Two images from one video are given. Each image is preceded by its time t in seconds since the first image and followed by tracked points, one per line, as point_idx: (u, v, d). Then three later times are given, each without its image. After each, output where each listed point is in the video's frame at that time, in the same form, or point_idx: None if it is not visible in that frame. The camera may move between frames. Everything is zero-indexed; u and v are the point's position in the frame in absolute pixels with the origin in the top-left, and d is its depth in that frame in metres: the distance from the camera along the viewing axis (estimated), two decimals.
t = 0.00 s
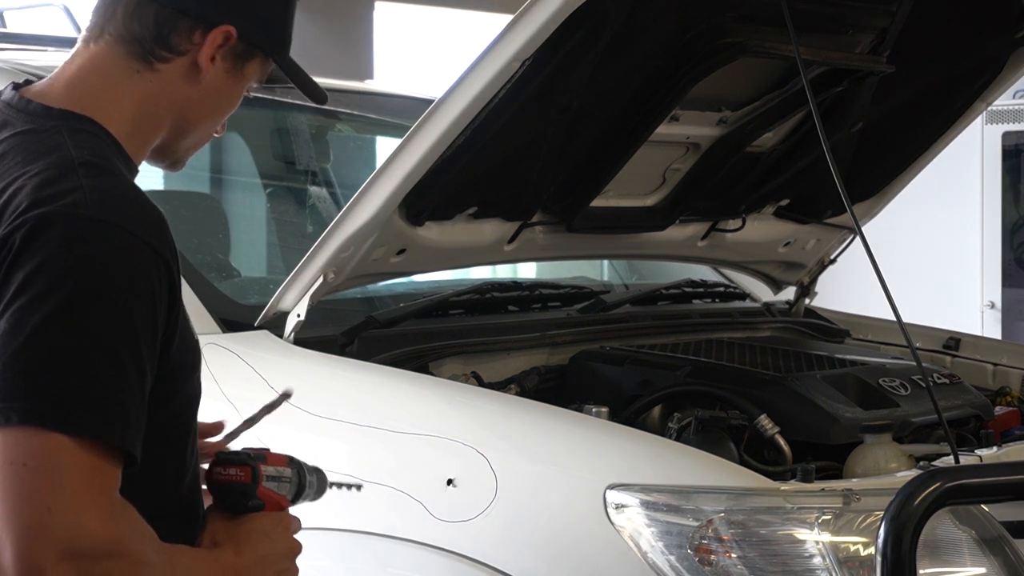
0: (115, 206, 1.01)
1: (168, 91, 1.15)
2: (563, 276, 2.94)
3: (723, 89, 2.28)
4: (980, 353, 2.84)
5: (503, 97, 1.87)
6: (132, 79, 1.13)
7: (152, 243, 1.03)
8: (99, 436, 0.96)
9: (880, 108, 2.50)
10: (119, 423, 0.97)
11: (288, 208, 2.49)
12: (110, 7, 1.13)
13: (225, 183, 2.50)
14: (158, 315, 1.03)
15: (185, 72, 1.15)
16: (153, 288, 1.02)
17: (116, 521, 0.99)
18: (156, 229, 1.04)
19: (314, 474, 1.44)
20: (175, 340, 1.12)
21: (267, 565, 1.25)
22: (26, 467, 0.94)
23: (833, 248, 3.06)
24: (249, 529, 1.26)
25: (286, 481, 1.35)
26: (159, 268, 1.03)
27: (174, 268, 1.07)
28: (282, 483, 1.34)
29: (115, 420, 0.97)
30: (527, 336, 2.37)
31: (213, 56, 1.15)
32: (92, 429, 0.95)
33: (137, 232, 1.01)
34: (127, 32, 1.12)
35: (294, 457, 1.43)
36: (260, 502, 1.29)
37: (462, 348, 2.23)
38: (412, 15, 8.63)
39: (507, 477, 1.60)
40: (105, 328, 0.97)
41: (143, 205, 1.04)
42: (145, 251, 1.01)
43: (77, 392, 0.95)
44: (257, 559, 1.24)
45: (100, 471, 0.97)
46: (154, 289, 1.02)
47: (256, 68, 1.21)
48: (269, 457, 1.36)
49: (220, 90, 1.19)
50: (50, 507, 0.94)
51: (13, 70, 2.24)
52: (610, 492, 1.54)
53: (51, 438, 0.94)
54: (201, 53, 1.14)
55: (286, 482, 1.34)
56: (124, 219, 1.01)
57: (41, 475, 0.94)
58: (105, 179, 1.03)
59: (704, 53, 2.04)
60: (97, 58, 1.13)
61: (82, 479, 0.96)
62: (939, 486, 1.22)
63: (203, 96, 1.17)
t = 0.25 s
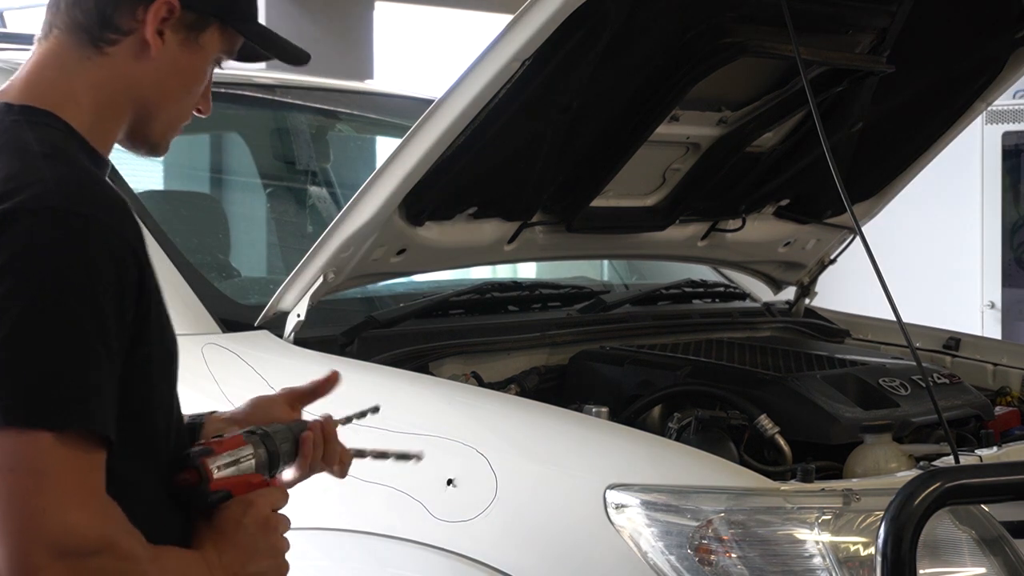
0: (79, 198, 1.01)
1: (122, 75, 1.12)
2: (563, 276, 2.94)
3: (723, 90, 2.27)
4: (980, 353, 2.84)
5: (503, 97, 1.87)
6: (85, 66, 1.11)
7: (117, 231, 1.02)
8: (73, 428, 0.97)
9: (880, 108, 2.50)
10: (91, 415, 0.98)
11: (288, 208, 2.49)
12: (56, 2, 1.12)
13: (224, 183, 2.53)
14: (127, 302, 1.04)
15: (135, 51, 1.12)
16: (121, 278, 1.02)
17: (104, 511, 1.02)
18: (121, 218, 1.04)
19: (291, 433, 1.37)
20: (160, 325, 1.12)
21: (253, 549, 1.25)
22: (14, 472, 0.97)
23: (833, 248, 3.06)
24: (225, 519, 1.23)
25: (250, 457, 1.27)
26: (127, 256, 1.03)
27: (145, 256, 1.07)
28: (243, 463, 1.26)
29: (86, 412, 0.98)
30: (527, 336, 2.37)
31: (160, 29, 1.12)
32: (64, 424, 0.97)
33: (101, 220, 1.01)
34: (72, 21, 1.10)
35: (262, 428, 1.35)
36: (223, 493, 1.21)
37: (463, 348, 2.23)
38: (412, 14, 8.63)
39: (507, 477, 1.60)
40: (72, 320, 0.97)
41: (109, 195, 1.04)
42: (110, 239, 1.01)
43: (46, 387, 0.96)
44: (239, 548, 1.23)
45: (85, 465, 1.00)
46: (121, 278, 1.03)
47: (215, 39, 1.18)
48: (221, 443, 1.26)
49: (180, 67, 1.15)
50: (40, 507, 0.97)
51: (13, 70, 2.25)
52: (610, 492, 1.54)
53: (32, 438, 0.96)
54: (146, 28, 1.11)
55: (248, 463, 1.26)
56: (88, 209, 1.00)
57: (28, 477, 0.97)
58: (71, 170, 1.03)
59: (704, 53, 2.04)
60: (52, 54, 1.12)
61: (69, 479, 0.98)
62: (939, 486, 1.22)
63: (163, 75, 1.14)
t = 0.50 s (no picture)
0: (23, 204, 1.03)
1: (85, 66, 1.15)
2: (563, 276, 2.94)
3: (724, 89, 2.27)
4: (980, 353, 2.84)
5: (503, 97, 1.87)
6: (49, 64, 1.14)
7: (61, 238, 1.04)
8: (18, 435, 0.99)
9: (879, 108, 2.50)
10: (41, 418, 1.01)
11: (289, 209, 2.49)
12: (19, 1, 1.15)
13: (224, 182, 2.55)
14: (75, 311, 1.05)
15: (96, 44, 1.14)
16: (66, 281, 1.05)
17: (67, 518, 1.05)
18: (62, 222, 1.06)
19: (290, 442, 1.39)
20: (111, 328, 1.14)
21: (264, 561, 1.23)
22: None
23: (833, 248, 3.06)
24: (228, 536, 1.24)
25: (244, 473, 1.31)
26: (70, 259, 1.06)
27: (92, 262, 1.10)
28: (238, 481, 1.31)
29: (34, 415, 1.00)
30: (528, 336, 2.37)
31: (121, 18, 1.14)
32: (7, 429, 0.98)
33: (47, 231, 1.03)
34: (35, 20, 1.14)
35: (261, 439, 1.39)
36: (223, 514, 1.29)
37: (462, 348, 2.22)
38: (412, 14, 8.62)
39: (506, 477, 1.60)
40: (12, 320, 0.99)
41: (60, 204, 1.06)
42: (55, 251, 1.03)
43: None
44: (244, 564, 1.21)
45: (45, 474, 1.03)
46: (66, 277, 1.05)
47: (177, 23, 1.20)
48: (217, 465, 1.33)
49: (146, 54, 1.17)
50: None
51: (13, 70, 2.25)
52: (610, 492, 1.54)
53: None
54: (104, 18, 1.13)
55: (242, 479, 1.31)
56: (31, 216, 1.03)
57: None
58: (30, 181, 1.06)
59: (704, 53, 2.04)
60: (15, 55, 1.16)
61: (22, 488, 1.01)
62: (939, 486, 1.21)
63: (127, 67, 1.16)
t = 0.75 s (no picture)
0: None
1: (69, 65, 1.18)
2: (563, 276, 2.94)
3: (724, 89, 2.27)
4: (981, 353, 2.84)
5: (503, 96, 1.87)
6: (34, 64, 1.17)
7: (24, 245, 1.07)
8: None
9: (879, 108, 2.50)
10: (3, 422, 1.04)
11: (288, 209, 2.49)
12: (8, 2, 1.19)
13: (224, 182, 2.52)
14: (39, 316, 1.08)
15: (79, 43, 1.17)
16: (30, 287, 1.08)
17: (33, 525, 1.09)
18: (30, 230, 1.09)
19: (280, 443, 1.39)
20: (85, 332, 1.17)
21: (247, 566, 1.23)
22: None
23: (833, 248, 3.06)
24: (212, 541, 1.25)
25: (231, 477, 1.33)
26: (34, 265, 1.08)
27: (60, 270, 1.13)
28: (223, 485, 1.32)
29: None
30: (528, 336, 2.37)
31: (103, 17, 1.17)
32: None
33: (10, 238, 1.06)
34: (21, 21, 1.17)
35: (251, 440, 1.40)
36: (207, 517, 1.32)
37: (463, 348, 2.22)
38: (411, 14, 8.62)
39: (506, 477, 1.60)
40: None
41: (26, 211, 1.09)
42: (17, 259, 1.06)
43: None
44: (227, 569, 1.23)
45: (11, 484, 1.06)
46: (31, 281, 1.08)
47: (165, 20, 1.22)
48: (203, 468, 1.34)
49: (133, 52, 1.19)
50: None
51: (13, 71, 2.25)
52: (610, 492, 1.54)
53: None
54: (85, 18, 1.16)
55: (228, 484, 1.32)
56: None
57: None
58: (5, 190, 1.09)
59: (704, 53, 2.04)
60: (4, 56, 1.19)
61: None
62: (939, 486, 1.21)
63: (111, 66, 1.18)
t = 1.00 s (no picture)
0: None
1: (69, 65, 1.17)
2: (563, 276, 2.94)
3: (723, 89, 2.27)
4: (981, 353, 2.83)
5: (504, 96, 1.87)
6: (34, 65, 1.17)
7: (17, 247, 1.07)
8: None
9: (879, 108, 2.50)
10: None
11: (288, 209, 2.49)
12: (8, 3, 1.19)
13: (224, 183, 2.52)
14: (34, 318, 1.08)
15: (80, 44, 1.17)
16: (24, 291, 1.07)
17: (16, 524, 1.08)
18: (24, 234, 1.08)
19: (291, 446, 1.41)
20: (80, 332, 1.16)
21: (245, 567, 1.24)
22: None
23: (834, 248, 3.06)
24: (208, 538, 1.25)
25: (237, 473, 1.33)
26: (30, 269, 1.08)
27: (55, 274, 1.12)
28: (229, 482, 1.32)
29: None
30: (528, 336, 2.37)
31: (103, 17, 1.16)
32: None
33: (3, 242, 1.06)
34: (21, 22, 1.17)
35: (262, 439, 1.40)
36: (208, 511, 1.31)
37: (462, 348, 2.22)
38: (412, 14, 8.62)
39: (507, 477, 1.60)
40: None
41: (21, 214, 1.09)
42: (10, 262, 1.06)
43: None
44: (223, 568, 1.23)
45: None
46: (26, 285, 1.07)
47: (165, 20, 1.21)
48: (211, 460, 1.34)
49: (132, 52, 1.19)
50: None
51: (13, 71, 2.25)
52: (610, 492, 1.54)
53: None
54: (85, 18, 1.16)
55: (233, 481, 1.32)
56: None
57: None
58: None
59: (704, 52, 2.04)
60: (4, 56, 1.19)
61: None
62: (939, 486, 1.21)
63: (112, 66, 1.18)
